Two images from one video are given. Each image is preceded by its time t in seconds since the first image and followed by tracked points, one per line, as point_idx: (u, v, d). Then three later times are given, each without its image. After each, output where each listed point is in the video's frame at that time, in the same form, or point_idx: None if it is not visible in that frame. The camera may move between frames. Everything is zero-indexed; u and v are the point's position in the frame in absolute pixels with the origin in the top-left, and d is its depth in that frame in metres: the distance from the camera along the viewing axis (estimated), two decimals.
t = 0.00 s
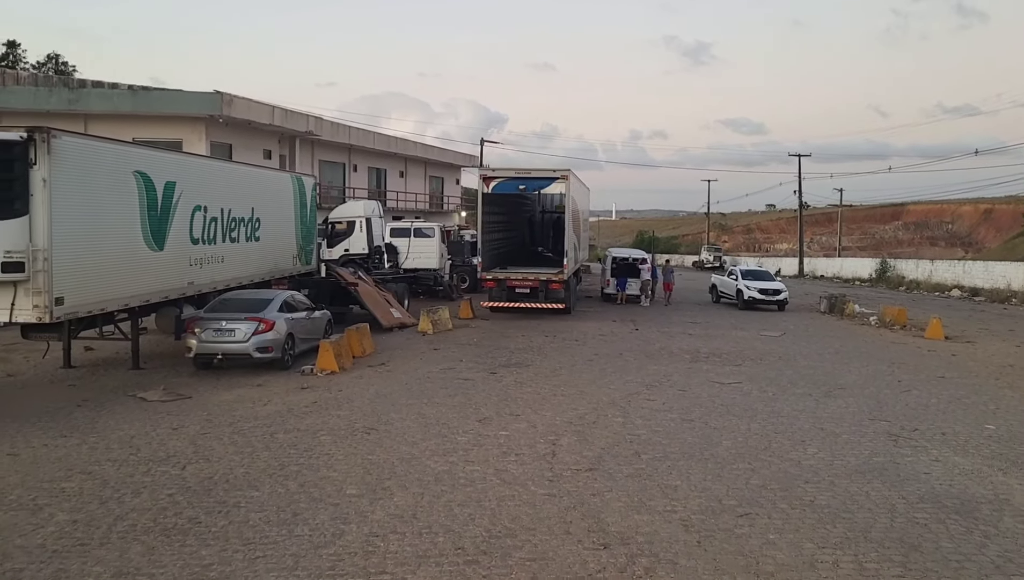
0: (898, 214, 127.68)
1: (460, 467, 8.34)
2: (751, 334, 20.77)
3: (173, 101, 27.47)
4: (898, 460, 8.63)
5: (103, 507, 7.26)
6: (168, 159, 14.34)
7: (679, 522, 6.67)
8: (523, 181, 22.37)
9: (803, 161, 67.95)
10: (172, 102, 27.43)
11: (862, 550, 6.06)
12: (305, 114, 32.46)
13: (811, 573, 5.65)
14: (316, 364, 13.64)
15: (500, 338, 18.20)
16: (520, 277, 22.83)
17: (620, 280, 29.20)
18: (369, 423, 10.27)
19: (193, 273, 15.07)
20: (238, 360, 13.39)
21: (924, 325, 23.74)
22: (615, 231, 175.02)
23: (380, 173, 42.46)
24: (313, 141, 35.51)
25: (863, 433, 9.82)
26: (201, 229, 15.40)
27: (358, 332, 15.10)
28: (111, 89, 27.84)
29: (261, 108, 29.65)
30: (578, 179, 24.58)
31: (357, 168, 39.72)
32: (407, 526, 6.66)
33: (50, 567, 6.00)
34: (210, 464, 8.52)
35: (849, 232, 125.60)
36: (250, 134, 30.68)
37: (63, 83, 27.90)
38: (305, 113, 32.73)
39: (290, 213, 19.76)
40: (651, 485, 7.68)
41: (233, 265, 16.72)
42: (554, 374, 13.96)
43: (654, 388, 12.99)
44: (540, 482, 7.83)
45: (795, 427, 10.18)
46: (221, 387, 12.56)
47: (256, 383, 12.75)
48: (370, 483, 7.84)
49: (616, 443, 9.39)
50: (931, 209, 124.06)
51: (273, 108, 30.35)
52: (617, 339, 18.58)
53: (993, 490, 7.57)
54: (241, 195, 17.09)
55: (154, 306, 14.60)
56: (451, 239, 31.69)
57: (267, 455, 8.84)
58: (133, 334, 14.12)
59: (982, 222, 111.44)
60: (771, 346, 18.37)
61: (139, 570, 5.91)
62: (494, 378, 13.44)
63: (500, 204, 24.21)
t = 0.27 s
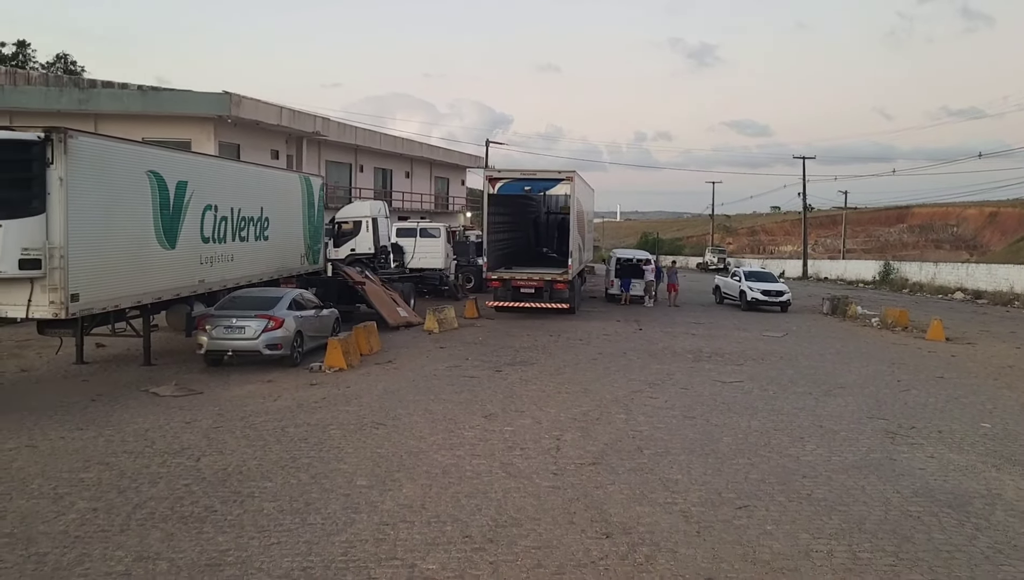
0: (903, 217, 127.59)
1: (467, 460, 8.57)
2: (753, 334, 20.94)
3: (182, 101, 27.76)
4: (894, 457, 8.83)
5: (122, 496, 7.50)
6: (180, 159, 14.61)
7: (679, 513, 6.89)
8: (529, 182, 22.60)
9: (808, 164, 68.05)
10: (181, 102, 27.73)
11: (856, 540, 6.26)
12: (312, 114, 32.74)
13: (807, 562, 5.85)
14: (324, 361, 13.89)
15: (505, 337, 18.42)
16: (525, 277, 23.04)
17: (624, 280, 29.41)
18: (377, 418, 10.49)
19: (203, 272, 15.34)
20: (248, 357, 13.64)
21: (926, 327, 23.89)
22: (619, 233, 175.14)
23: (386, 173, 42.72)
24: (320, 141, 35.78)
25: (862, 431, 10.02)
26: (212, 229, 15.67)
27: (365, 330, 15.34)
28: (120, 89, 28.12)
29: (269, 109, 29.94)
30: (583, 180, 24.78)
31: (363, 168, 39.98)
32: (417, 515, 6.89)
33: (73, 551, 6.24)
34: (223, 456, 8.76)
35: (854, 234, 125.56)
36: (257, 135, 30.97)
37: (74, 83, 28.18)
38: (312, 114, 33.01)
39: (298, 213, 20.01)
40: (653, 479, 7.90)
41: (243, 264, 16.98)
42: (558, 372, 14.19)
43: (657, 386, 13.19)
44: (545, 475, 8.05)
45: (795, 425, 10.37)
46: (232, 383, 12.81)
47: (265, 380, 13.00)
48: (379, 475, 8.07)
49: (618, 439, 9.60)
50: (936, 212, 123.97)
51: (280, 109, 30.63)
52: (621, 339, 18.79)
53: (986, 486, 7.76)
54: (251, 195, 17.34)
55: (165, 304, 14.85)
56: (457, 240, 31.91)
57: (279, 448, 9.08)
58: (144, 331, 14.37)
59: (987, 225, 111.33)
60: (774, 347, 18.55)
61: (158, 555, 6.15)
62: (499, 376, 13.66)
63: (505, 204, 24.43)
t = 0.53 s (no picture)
0: (908, 218, 127.46)
1: (471, 455, 8.80)
2: (755, 334, 21.13)
3: (190, 103, 28.05)
4: (888, 452, 9.04)
5: (138, 488, 7.76)
6: (190, 161, 14.87)
7: (677, 505, 7.11)
8: (533, 183, 22.83)
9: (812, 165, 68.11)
10: (189, 104, 28.01)
11: (847, 531, 6.47)
12: (318, 116, 33.01)
13: (799, 551, 6.07)
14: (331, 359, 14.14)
15: (509, 336, 18.65)
16: (529, 277, 23.26)
17: (627, 281, 29.61)
18: (384, 415, 10.73)
19: (212, 272, 15.60)
20: (257, 355, 13.89)
21: (927, 327, 24.05)
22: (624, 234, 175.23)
23: (390, 174, 42.98)
24: (325, 142, 36.06)
25: (858, 427, 10.22)
26: (220, 230, 15.92)
27: (371, 329, 15.59)
28: (128, 91, 28.42)
29: (275, 110, 30.22)
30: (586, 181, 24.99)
31: (368, 169, 40.25)
32: (422, 507, 7.13)
33: (93, 540, 6.50)
34: (235, 451, 9.01)
35: (858, 235, 125.48)
36: (263, 136, 31.25)
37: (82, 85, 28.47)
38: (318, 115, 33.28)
39: (305, 214, 20.25)
40: (652, 473, 8.12)
41: (251, 265, 17.24)
42: (562, 370, 14.40)
43: (658, 385, 13.40)
44: (547, 469, 8.28)
45: (793, 422, 10.58)
46: (241, 381, 13.06)
47: (274, 378, 13.25)
48: (386, 469, 8.30)
49: (619, 435, 9.82)
50: (940, 213, 123.84)
51: (287, 111, 30.91)
52: (623, 339, 19.00)
53: (977, 480, 7.96)
54: (259, 196, 17.60)
55: (175, 303, 15.11)
56: (461, 240, 32.15)
57: (288, 443, 9.33)
58: (155, 330, 14.63)
59: (992, 226, 111.17)
60: (775, 347, 18.73)
61: (174, 544, 6.39)
62: (503, 375, 13.89)
63: (510, 205, 24.66)
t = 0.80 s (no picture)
0: (913, 218, 127.29)
1: (474, 450, 9.02)
2: (757, 334, 21.31)
3: (198, 105, 28.36)
4: (883, 449, 9.24)
5: (152, 481, 8.01)
6: (200, 163, 15.15)
7: (674, 498, 7.34)
8: (536, 184, 23.06)
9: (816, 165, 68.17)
10: (196, 106, 28.32)
11: (838, 523, 6.69)
12: (324, 117, 33.31)
13: (790, 541, 6.28)
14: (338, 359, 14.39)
15: (513, 336, 18.88)
16: (533, 277, 23.47)
17: (630, 281, 29.80)
18: (390, 412, 10.96)
19: (221, 272, 15.88)
20: (265, 354, 14.15)
21: (929, 327, 24.19)
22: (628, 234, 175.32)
23: (396, 175, 43.26)
24: (331, 144, 36.35)
25: (855, 425, 10.42)
26: (229, 231, 16.19)
27: (377, 329, 15.83)
28: (137, 94, 28.74)
29: (282, 112, 30.52)
30: (590, 182, 25.20)
31: (373, 170, 40.53)
32: (428, 500, 7.36)
33: (110, 530, 6.75)
34: (245, 446, 9.26)
35: (863, 235, 125.34)
36: (270, 138, 31.55)
37: (91, 87, 28.81)
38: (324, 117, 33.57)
39: (311, 216, 20.52)
40: (651, 468, 8.34)
41: (259, 265, 17.51)
42: (565, 369, 14.62)
43: (659, 383, 13.61)
44: (548, 464, 8.50)
45: (791, 419, 10.78)
46: (250, 379, 13.32)
47: (281, 376, 13.50)
48: (392, 464, 8.53)
49: (620, 432, 10.04)
50: (946, 213, 123.65)
51: (293, 113, 31.21)
52: (626, 339, 19.20)
53: (969, 475, 8.16)
54: (266, 198, 17.87)
55: (184, 303, 15.37)
56: (466, 241, 32.39)
57: (297, 439, 9.57)
58: (165, 330, 14.90)
59: (997, 226, 110.93)
60: (776, 346, 18.91)
61: (189, 534, 6.64)
62: (506, 373, 14.11)
63: (514, 206, 24.89)
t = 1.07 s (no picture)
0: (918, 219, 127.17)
1: (480, 447, 9.25)
2: (759, 334, 21.50)
3: (206, 108, 28.67)
4: (880, 446, 9.44)
5: (168, 476, 8.27)
6: (210, 166, 15.42)
7: (674, 493, 7.56)
8: (541, 186, 23.28)
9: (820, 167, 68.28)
10: (205, 109, 28.63)
11: (833, 516, 6.90)
12: (330, 120, 33.59)
13: (787, 534, 6.50)
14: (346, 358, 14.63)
15: (518, 336, 19.11)
16: (538, 279, 23.70)
17: (634, 282, 30.00)
18: (397, 410, 11.20)
19: (231, 274, 16.15)
20: (274, 354, 14.41)
21: (931, 328, 24.34)
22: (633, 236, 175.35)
23: (401, 177, 43.54)
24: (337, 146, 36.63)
25: (853, 423, 10.62)
26: (238, 232, 16.46)
27: (384, 329, 16.08)
28: (146, 97, 29.06)
29: (289, 115, 30.81)
30: (594, 184, 25.41)
31: (379, 172, 40.81)
32: (435, 494, 7.59)
33: (130, 522, 7.00)
34: (257, 443, 9.52)
35: (868, 237, 125.27)
36: (277, 140, 31.84)
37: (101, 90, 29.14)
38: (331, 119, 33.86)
39: (319, 217, 20.78)
40: (653, 464, 8.57)
41: (267, 266, 17.77)
42: (569, 369, 14.84)
43: (662, 382, 13.83)
44: (553, 460, 8.74)
45: (791, 417, 10.99)
46: (260, 378, 13.58)
47: (290, 376, 13.76)
48: (401, 460, 8.77)
49: (622, 429, 10.27)
50: (951, 215, 123.51)
51: (300, 115, 31.50)
52: (629, 339, 19.42)
53: (963, 471, 8.36)
54: (275, 200, 18.14)
55: (195, 303, 15.64)
56: (471, 242, 32.63)
57: (307, 436, 9.82)
58: (176, 330, 15.17)
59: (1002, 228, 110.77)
60: (779, 346, 19.10)
61: (205, 526, 6.89)
62: (511, 373, 14.34)
63: (518, 208, 25.12)
